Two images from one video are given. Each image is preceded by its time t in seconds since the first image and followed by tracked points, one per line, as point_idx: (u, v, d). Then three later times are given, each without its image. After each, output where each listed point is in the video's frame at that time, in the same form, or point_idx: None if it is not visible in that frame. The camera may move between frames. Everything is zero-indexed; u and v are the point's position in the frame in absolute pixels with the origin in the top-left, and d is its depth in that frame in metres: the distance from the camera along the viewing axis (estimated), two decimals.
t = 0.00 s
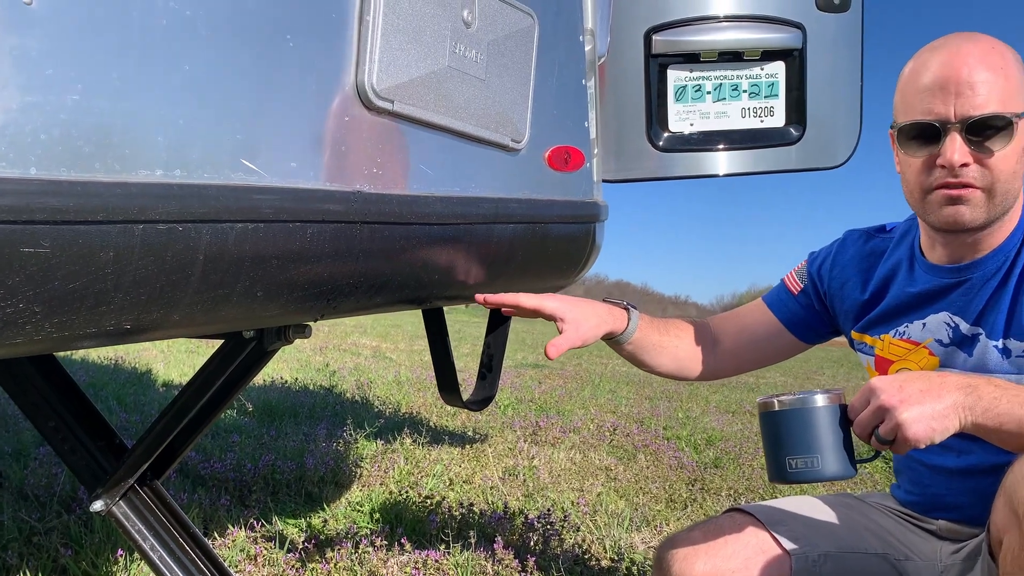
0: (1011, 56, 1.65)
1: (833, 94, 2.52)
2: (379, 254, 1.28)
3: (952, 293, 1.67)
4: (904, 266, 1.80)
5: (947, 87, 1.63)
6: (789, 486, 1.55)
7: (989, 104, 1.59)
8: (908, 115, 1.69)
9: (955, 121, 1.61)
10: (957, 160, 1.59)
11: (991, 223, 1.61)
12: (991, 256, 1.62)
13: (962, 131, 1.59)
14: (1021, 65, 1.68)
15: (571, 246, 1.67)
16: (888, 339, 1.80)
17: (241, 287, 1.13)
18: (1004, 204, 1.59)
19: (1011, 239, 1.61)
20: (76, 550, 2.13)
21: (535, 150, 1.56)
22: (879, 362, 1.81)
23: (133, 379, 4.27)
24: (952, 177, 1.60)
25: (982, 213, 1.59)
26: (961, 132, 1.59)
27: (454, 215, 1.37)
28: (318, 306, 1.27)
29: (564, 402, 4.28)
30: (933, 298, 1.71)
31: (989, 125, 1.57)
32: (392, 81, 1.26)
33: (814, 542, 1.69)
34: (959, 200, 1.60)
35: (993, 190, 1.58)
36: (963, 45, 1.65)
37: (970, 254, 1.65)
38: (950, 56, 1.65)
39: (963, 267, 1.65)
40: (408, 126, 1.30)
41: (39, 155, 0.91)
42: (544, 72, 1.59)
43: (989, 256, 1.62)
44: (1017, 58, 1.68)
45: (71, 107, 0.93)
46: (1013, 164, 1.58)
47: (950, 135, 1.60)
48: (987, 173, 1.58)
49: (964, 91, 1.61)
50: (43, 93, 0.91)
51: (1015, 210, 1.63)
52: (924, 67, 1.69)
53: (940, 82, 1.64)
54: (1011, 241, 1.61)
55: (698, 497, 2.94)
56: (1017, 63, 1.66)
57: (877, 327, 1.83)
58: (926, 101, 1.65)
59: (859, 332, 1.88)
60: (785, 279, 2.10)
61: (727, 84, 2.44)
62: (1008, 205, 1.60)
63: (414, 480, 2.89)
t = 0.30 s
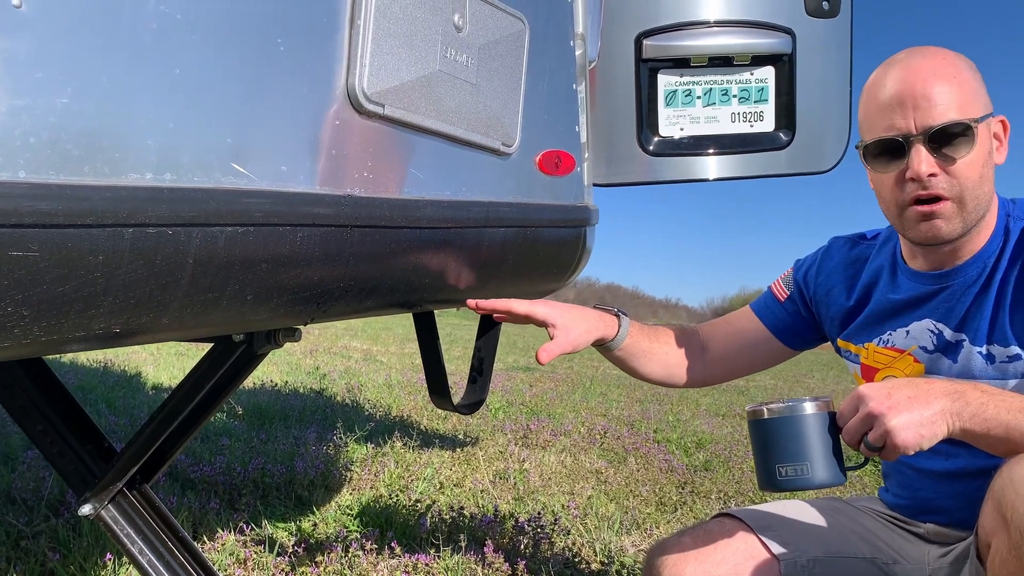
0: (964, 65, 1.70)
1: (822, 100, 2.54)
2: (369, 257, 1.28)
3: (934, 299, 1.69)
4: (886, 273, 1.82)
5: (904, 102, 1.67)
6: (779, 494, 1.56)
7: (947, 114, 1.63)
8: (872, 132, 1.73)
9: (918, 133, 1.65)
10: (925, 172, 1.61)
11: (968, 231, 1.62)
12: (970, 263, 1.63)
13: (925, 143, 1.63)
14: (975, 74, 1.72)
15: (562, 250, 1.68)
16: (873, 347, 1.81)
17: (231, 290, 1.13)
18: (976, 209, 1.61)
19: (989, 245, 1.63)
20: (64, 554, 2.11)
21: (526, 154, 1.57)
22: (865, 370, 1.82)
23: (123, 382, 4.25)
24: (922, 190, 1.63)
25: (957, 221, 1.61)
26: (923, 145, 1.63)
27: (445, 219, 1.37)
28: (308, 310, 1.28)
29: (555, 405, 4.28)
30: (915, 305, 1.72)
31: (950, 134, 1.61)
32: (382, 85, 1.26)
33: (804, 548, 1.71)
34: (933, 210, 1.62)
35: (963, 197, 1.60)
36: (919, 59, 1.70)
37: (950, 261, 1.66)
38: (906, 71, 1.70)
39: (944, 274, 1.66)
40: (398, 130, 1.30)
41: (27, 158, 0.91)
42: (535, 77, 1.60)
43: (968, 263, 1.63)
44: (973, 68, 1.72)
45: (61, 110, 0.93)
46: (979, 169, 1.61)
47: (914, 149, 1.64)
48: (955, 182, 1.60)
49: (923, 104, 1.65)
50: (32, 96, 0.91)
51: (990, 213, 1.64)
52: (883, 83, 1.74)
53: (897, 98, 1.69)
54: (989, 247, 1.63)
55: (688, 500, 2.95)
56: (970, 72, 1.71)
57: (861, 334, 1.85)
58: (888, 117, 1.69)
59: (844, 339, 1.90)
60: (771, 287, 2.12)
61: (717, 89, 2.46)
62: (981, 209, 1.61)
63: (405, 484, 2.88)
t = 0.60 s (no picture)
0: (952, 67, 1.72)
1: (814, 102, 2.55)
2: (363, 258, 1.28)
3: (922, 301, 1.70)
4: (875, 274, 1.83)
5: (893, 104, 1.69)
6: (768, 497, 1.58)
7: (935, 115, 1.64)
8: (861, 133, 1.75)
9: (906, 135, 1.66)
10: (912, 174, 1.63)
11: (955, 232, 1.63)
12: (958, 265, 1.64)
13: (913, 145, 1.64)
14: (963, 75, 1.73)
15: (555, 251, 1.68)
16: (861, 348, 1.82)
17: (224, 291, 1.13)
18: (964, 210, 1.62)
19: (976, 246, 1.64)
20: (56, 556, 2.10)
21: (520, 155, 1.57)
22: (855, 371, 1.83)
23: (115, 383, 4.23)
24: (910, 192, 1.64)
25: (944, 222, 1.62)
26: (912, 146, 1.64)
27: (439, 220, 1.38)
28: (302, 311, 1.28)
29: (548, 406, 4.29)
30: (903, 306, 1.74)
31: (938, 136, 1.62)
32: (377, 87, 1.26)
33: (795, 548, 1.71)
34: (920, 212, 1.63)
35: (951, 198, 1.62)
36: (908, 61, 1.72)
37: (938, 263, 1.67)
38: (895, 73, 1.71)
39: (932, 275, 1.68)
40: (393, 131, 1.30)
41: (21, 159, 0.91)
42: (530, 78, 1.60)
43: (956, 265, 1.64)
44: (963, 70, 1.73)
45: (55, 111, 0.93)
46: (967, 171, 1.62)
47: (902, 150, 1.65)
48: (942, 183, 1.61)
49: (911, 106, 1.67)
50: (27, 96, 0.90)
51: (977, 216, 1.65)
52: (872, 85, 1.75)
53: (886, 100, 1.70)
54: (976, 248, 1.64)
55: (681, 501, 2.96)
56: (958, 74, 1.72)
57: (850, 336, 1.86)
58: (877, 118, 1.71)
59: (833, 340, 1.91)
60: (760, 289, 2.14)
61: (710, 91, 2.48)
62: (969, 211, 1.63)
63: (398, 485, 2.88)
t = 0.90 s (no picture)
0: (950, 63, 1.72)
1: (814, 99, 2.55)
2: (364, 254, 1.28)
3: (919, 297, 1.70)
4: (873, 271, 1.83)
5: (891, 98, 1.69)
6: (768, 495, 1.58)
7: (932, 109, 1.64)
8: (859, 127, 1.74)
9: (903, 128, 1.66)
10: (909, 167, 1.63)
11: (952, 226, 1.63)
12: (954, 261, 1.64)
13: (911, 139, 1.64)
14: (961, 72, 1.74)
15: (555, 248, 1.68)
16: (859, 345, 1.82)
17: (225, 287, 1.12)
18: (962, 204, 1.62)
19: (973, 242, 1.64)
20: (56, 553, 2.10)
21: (521, 152, 1.57)
22: (853, 369, 1.83)
23: (114, 381, 4.22)
24: (907, 185, 1.64)
25: (941, 215, 1.61)
26: (909, 139, 1.64)
27: (440, 216, 1.37)
28: (303, 307, 1.27)
29: (548, 404, 4.29)
30: (901, 302, 1.74)
31: (936, 129, 1.62)
32: (378, 82, 1.26)
33: (795, 545, 1.72)
34: (917, 205, 1.63)
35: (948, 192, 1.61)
36: (905, 56, 1.72)
37: (936, 258, 1.67)
38: (893, 68, 1.71)
39: (929, 271, 1.67)
40: (394, 126, 1.30)
41: (21, 153, 0.90)
42: (531, 74, 1.60)
43: (953, 261, 1.64)
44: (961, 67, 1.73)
45: (56, 105, 0.92)
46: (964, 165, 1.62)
47: (900, 143, 1.65)
48: (939, 177, 1.61)
49: (908, 100, 1.67)
50: (27, 90, 0.90)
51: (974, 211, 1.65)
52: (870, 80, 1.75)
53: (884, 94, 1.70)
54: (973, 244, 1.64)
55: (680, 498, 2.96)
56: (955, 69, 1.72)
57: (848, 333, 1.86)
58: (875, 112, 1.71)
59: (832, 338, 1.91)
60: (758, 287, 2.13)
61: (711, 88, 2.48)
62: (966, 205, 1.62)
63: (398, 483, 2.88)
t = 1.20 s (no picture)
0: (926, 61, 1.66)
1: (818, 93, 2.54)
2: (366, 247, 1.27)
3: (922, 292, 1.69)
4: (877, 266, 1.82)
5: (852, 103, 1.69)
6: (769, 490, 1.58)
7: (885, 120, 1.63)
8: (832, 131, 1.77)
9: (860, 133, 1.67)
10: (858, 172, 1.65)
11: (912, 228, 1.63)
12: (955, 256, 1.63)
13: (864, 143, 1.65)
14: (945, 67, 1.66)
15: (558, 242, 1.67)
16: (863, 342, 1.81)
17: (226, 280, 1.12)
18: (931, 208, 1.61)
19: (975, 237, 1.63)
20: (58, 548, 2.10)
21: (524, 145, 1.56)
22: (856, 365, 1.82)
23: (117, 376, 4.23)
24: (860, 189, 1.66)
25: (894, 219, 1.63)
26: (863, 156, 1.64)
27: (442, 210, 1.37)
28: (304, 300, 1.27)
29: (550, 400, 4.28)
30: (904, 298, 1.73)
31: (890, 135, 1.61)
32: (381, 74, 1.25)
33: (799, 540, 1.70)
34: (871, 209, 1.66)
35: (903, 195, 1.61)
36: (875, 58, 1.70)
37: (936, 254, 1.66)
38: (861, 71, 1.70)
39: (931, 266, 1.67)
40: (396, 119, 1.29)
41: (22, 143, 0.90)
42: (534, 67, 1.59)
43: (951, 257, 1.64)
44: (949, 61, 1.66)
45: (55, 95, 0.92)
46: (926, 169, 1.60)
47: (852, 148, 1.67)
48: (891, 181, 1.62)
49: (867, 104, 1.66)
50: (26, 80, 0.89)
51: (946, 212, 1.62)
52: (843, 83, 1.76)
53: (848, 99, 1.71)
54: (973, 240, 1.63)
55: (683, 494, 2.95)
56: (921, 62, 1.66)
57: (851, 329, 1.85)
58: (840, 117, 1.73)
59: (835, 334, 1.90)
60: (763, 282, 2.12)
61: (715, 82, 2.48)
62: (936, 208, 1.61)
63: (400, 478, 2.88)
